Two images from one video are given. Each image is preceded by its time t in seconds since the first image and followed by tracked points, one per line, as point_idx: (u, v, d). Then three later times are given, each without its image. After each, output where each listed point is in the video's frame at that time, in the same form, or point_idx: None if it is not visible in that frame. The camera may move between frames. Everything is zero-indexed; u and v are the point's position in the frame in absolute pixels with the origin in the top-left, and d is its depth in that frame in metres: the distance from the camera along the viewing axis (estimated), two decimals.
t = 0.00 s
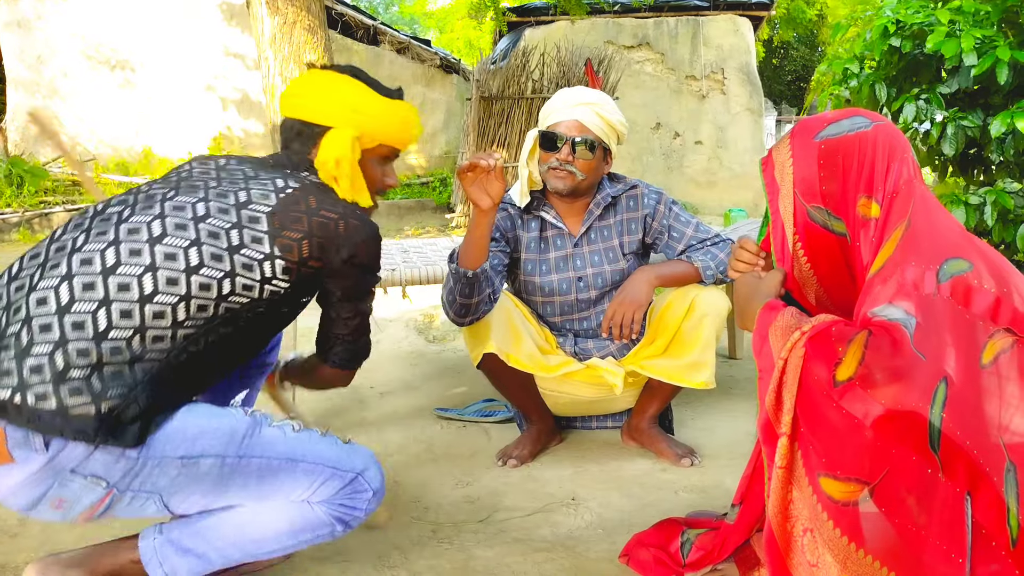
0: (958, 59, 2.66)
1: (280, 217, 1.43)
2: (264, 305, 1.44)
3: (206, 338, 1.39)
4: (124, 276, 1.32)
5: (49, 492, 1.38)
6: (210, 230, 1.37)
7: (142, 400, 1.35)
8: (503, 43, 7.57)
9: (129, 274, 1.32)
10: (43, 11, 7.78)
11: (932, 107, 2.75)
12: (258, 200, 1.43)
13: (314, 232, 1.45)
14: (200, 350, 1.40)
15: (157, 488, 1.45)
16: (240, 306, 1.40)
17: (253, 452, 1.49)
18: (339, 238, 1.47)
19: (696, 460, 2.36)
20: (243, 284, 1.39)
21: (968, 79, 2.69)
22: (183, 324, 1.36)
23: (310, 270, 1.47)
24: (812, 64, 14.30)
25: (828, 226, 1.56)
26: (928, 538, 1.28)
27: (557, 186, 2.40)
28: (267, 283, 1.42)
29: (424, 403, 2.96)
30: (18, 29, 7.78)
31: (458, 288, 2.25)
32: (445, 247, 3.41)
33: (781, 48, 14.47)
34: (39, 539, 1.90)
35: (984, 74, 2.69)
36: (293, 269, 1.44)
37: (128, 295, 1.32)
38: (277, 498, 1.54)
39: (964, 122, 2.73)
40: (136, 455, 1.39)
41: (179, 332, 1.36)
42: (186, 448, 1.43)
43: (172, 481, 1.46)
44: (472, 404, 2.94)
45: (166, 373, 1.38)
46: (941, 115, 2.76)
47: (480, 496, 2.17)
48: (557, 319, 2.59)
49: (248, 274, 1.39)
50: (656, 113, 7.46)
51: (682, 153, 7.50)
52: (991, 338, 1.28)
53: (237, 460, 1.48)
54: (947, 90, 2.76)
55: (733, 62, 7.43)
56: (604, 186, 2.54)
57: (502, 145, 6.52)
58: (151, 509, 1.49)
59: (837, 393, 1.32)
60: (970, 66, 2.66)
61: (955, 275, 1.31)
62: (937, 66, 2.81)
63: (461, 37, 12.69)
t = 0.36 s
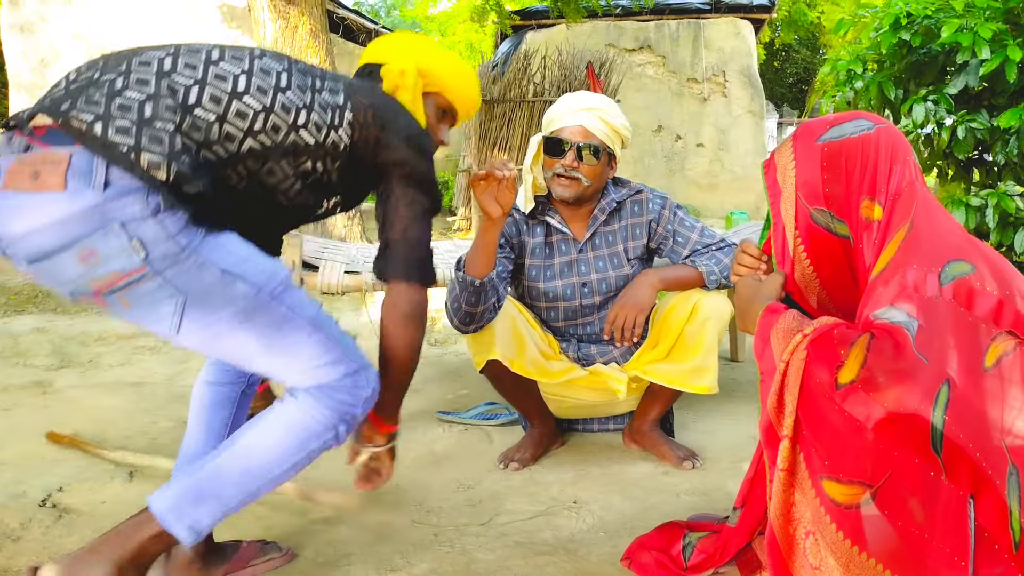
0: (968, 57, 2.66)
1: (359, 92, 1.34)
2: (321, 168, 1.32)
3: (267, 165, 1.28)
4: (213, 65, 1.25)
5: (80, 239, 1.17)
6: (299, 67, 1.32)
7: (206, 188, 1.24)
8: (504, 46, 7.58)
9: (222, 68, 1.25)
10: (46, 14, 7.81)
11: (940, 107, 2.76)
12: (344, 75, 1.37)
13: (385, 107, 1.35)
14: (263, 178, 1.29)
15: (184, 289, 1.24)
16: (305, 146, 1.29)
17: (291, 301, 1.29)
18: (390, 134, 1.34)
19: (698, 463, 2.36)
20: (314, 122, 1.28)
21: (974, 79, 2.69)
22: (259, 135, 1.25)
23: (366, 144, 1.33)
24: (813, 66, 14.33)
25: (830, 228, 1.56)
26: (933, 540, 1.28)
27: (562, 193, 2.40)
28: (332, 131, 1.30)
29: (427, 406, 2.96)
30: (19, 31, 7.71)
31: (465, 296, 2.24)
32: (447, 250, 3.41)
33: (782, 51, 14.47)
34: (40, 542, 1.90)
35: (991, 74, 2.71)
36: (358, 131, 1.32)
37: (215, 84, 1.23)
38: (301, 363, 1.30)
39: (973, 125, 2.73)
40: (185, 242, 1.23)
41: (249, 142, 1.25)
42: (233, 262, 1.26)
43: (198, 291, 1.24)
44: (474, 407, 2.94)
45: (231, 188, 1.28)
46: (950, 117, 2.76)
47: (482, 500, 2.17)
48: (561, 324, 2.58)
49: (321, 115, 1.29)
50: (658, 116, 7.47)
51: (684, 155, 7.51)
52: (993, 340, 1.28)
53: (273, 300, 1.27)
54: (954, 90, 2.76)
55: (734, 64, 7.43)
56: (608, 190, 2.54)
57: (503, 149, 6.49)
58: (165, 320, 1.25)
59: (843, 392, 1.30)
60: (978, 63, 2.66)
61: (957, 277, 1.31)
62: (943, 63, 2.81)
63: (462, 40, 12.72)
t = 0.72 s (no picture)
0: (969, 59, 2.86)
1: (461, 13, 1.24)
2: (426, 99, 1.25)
3: (357, 105, 1.26)
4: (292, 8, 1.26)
5: (174, 189, 1.26)
6: None
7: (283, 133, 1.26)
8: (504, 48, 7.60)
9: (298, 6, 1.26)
10: (48, 15, 8.04)
11: (938, 109, 2.96)
12: None
13: (484, 17, 1.23)
14: (354, 120, 1.27)
15: (278, 239, 1.28)
16: (393, 78, 1.23)
17: (392, 254, 1.31)
18: (507, 30, 1.21)
19: (697, 466, 2.36)
20: (400, 48, 1.22)
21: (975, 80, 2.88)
22: (332, 69, 1.24)
23: (476, 64, 1.22)
24: (813, 69, 14.35)
25: (830, 231, 1.56)
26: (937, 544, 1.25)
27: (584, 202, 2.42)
28: (425, 55, 1.23)
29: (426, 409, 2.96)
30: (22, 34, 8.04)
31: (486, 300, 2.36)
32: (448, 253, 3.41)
33: (782, 53, 14.46)
34: (39, 545, 1.90)
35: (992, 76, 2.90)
36: (456, 50, 1.23)
37: (288, 26, 1.25)
38: (409, 318, 1.31)
39: (967, 126, 2.95)
40: (275, 185, 1.28)
41: (326, 81, 1.24)
42: (328, 208, 1.31)
43: (297, 240, 1.28)
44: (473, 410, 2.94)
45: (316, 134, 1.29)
46: (946, 118, 2.97)
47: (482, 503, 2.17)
48: (566, 328, 2.57)
49: (408, 39, 1.23)
50: (658, 119, 7.44)
51: (684, 158, 7.47)
52: (994, 340, 1.28)
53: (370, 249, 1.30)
54: (953, 93, 2.96)
55: (734, 67, 7.44)
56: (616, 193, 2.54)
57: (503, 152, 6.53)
58: (263, 275, 1.29)
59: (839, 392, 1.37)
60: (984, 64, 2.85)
61: (957, 280, 1.33)
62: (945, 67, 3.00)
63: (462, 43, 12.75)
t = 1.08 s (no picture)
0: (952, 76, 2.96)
1: None
2: (456, 75, 1.29)
3: (383, 80, 1.30)
4: None
5: (183, 171, 1.34)
6: None
7: (303, 107, 1.33)
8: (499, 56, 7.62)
9: None
10: (42, 22, 8.05)
11: (924, 119, 3.05)
12: None
13: None
14: (382, 97, 1.32)
15: (284, 229, 1.35)
16: (424, 53, 1.28)
17: (394, 255, 1.38)
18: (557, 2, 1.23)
19: (690, 473, 2.36)
20: (430, 22, 1.28)
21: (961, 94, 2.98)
22: (357, 45, 1.29)
23: (514, 36, 1.25)
24: (806, 76, 14.47)
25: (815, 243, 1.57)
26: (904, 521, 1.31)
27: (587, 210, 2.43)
28: (458, 29, 1.27)
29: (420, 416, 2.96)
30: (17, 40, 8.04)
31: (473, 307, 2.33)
32: (441, 260, 3.40)
33: (775, 60, 14.52)
34: (30, 553, 1.89)
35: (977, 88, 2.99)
36: (491, 25, 1.26)
37: (310, 5, 1.32)
38: (407, 319, 1.37)
39: (957, 134, 3.02)
40: (285, 175, 1.36)
41: (350, 54, 1.30)
42: (334, 205, 1.38)
43: (301, 235, 1.35)
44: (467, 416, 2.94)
45: (339, 111, 1.34)
46: (935, 127, 3.06)
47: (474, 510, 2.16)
48: (562, 333, 2.58)
49: (438, 15, 1.28)
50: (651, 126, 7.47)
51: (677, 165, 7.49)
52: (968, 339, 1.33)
53: (374, 251, 1.37)
54: (940, 105, 3.06)
55: (728, 74, 7.45)
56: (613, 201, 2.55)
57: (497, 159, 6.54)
58: (266, 265, 1.36)
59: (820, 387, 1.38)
60: (962, 80, 2.96)
61: (933, 281, 1.37)
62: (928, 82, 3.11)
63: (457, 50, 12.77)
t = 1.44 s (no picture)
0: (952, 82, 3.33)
1: None
2: (349, 76, 1.39)
3: (279, 83, 1.40)
4: (207, 2, 1.43)
5: (102, 177, 1.45)
6: None
7: (206, 113, 1.42)
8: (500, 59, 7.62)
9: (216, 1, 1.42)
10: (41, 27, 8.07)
11: (924, 122, 3.45)
12: None
13: None
14: (281, 97, 1.41)
15: (183, 230, 1.44)
16: (313, 57, 1.38)
17: (281, 259, 1.47)
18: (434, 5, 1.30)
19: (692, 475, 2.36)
20: (316, 30, 1.37)
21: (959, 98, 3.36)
22: (249, 54, 1.39)
23: (393, 34, 1.34)
24: (807, 78, 14.51)
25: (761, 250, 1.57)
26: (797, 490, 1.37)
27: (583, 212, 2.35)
28: (343, 35, 1.36)
29: (421, 419, 2.96)
30: (16, 46, 8.09)
31: (472, 305, 2.29)
32: (442, 262, 3.41)
33: (776, 63, 14.53)
34: (33, 557, 1.89)
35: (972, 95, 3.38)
36: (373, 27, 1.35)
37: (205, 18, 1.41)
38: (288, 319, 1.47)
39: (957, 138, 3.42)
40: (189, 183, 1.45)
41: (246, 63, 1.39)
42: (229, 212, 1.46)
43: (191, 233, 1.44)
44: (469, 419, 2.94)
45: (241, 114, 1.44)
46: (936, 131, 3.46)
47: (477, 513, 2.17)
48: (562, 333, 2.56)
49: (324, 23, 1.37)
50: (653, 128, 7.49)
51: (679, 167, 7.51)
52: (868, 325, 1.33)
53: (262, 255, 1.46)
54: (939, 108, 3.44)
55: (728, 77, 7.52)
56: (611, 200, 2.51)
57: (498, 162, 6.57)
58: (171, 264, 1.45)
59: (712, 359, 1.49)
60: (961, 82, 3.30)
61: (815, 263, 1.38)
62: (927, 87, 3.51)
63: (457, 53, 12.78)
